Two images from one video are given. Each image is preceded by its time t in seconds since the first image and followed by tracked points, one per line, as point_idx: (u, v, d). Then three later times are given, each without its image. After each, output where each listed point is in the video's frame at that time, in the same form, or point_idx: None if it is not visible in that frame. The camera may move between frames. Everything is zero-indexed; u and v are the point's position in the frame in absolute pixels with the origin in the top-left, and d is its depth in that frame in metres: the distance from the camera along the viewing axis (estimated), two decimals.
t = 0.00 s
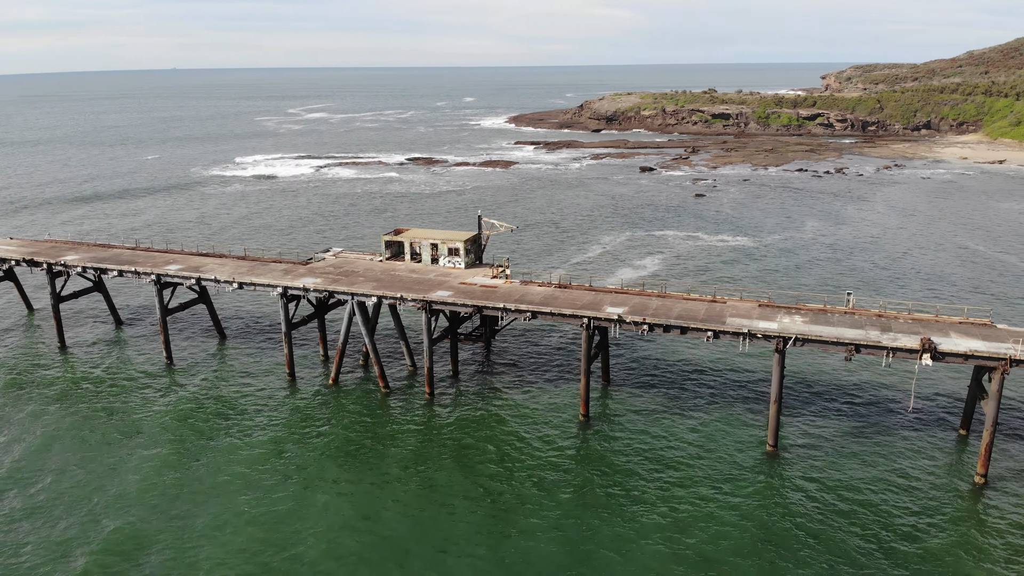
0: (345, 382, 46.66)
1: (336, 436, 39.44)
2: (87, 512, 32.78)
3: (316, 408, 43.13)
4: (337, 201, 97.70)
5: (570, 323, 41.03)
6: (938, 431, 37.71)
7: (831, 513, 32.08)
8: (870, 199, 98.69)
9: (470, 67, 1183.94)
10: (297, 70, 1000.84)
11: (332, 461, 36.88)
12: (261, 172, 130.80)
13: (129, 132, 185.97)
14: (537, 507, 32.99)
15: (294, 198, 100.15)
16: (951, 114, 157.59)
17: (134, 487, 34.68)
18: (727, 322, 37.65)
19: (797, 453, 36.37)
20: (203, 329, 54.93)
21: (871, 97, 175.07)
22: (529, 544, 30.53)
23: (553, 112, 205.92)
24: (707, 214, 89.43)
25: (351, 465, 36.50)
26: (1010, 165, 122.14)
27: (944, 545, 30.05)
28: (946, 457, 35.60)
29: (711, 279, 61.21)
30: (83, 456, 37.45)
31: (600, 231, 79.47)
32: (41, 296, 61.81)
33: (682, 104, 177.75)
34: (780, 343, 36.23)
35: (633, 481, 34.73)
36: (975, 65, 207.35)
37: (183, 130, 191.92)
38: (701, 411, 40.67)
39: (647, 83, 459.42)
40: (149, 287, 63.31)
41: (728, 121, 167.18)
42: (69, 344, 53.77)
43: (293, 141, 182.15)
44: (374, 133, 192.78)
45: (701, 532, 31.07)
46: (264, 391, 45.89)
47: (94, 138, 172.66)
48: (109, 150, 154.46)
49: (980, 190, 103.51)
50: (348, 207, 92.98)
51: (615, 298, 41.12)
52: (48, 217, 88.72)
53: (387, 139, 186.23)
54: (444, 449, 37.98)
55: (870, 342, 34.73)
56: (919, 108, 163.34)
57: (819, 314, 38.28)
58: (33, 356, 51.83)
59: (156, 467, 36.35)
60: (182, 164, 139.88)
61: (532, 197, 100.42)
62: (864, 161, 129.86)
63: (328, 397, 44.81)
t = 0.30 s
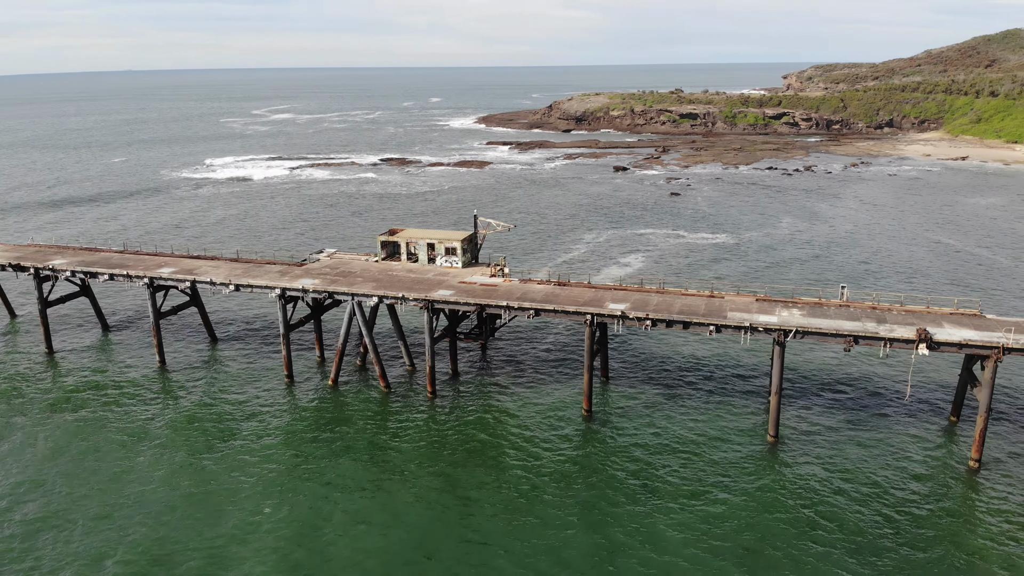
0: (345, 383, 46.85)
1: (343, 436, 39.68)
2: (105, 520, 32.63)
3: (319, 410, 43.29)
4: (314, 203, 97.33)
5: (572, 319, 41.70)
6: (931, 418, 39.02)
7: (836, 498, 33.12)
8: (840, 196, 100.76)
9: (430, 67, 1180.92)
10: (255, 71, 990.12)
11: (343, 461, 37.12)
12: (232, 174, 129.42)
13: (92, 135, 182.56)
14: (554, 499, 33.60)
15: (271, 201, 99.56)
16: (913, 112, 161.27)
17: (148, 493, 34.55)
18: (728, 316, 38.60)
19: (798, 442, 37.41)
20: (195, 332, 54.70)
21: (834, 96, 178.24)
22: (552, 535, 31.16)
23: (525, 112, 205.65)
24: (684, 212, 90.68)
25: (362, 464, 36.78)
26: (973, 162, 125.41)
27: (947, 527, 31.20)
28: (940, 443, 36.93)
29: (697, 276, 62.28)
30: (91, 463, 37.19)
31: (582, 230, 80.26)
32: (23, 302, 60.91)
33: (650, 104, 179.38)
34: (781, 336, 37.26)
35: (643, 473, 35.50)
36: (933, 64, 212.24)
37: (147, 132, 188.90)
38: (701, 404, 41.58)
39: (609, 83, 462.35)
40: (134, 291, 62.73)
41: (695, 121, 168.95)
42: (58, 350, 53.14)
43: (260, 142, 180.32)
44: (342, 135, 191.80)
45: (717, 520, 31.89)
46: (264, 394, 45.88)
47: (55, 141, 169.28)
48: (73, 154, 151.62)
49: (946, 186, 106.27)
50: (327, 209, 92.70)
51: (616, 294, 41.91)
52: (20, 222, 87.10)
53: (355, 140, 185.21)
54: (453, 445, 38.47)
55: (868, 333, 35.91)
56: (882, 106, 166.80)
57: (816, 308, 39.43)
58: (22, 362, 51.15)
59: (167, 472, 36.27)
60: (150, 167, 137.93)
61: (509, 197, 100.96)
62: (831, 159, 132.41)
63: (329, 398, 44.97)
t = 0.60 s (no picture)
0: (343, 384, 47.15)
1: (348, 438, 39.97)
2: (121, 528, 32.52)
3: (321, 412, 43.50)
4: (290, 205, 96.90)
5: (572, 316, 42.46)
6: (919, 404, 40.47)
7: (838, 482, 34.30)
8: (809, 192, 102.86)
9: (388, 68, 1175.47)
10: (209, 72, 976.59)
11: (354, 463, 37.39)
12: (200, 176, 127.99)
13: (49, 138, 178.83)
14: (568, 492, 34.30)
15: (245, 203, 98.87)
16: (873, 110, 165.02)
17: (162, 500, 34.50)
18: (727, 309, 39.64)
19: (796, 431, 38.58)
20: (185, 335, 54.48)
21: (796, 95, 181.37)
22: (573, 526, 31.82)
23: (492, 112, 205.94)
24: (660, 210, 91.93)
25: (374, 465, 37.11)
26: (934, 158, 128.83)
27: (945, 506, 32.49)
28: (930, 428, 38.38)
29: (680, 272, 63.47)
30: (98, 471, 36.98)
31: (562, 228, 81.04)
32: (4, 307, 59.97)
33: (616, 104, 180.93)
34: (778, 328, 38.40)
35: (651, 464, 36.35)
36: (890, 63, 217.24)
37: (107, 135, 185.51)
38: (699, 396, 42.60)
39: (569, 83, 464.63)
40: (118, 295, 62.18)
41: (661, 121, 170.57)
42: (46, 355, 52.54)
43: (224, 144, 178.26)
44: (308, 135, 190.53)
45: (729, 506, 32.84)
46: (262, 397, 45.96)
47: (12, 145, 165.59)
48: (33, 158, 148.56)
49: (909, 182, 109.15)
50: (303, 211, 92.35)
51: (613, 290, 42.75)
52: None
53: (321, 141, 183.96)
54: (460, 442, 38.98)
55: (862, 324, 37.19)
56: (842, 105, 170.20)
57: (809, 300, 40.68)
58: (10, 368, 50.49)
59: (177, 479, 36.22)
60: (115, 169, 135.77)
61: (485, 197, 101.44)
62: (797, 156, 134.86)
63: (329, 400, 45.19)
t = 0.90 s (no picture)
0: (341, 384, 47.58)
1: (357, 439, 40.28)
2: (138, 536, 32.51)
3: (324, 413, 43.76)
4: (267, 207, 96.55)
5: (571, 312, 43.30)
6: (907, 392, 41.98)
7: (839, 467, 35.50)
8: (779, 189, 104.96)
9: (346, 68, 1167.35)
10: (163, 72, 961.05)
11: (366, 462, 37.73)
12: (168, 177, 126.56)
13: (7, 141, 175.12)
14: (583, 483, 35.03)
15: (220, 205, 98.33)
16: (834, 109, 168.55)
17: (177, 505, 34.54)
18: (724, 304, 40.78)
19: (793, 420, 39.84)
20: (176, 339, 54.37)
21: (758, 94, 184.29)
22: (593, 515, 32.54)
23: (458, 112, 208.24)
24: (636, 208, 93.23)
25: (387, 463, 37.50)
26: (895, 155, 132.08)
27: (942, 487, 33.82)
28: (919, 414, 39.83)
29: (663, 270, 64.71)
30: (108, 479, 36.85)
31: (542, 227, 81.91)
32: None
33: (582, 104, 182.27)
34: (775, 321, 39.64)
35: (657, 453, 37.30)
36: (848, 62, 221.81)
37: (66, 137, 182.16)
38: (695, 388, 43.76)
39: (530, 83, 465.99)
40: (103, 298, 61.69)
41: (627, 121, 172.33)
42: (35, 361, 52.13)
43: (188, 145, 176.05)
44: (275, 136, 189.32)
45: (741, 492, 33.81)
46: (263, 399, 46.12)
47: None
48: None
49: (874, 178, 111.89)
50: (281, 213, 92.11)
51: (612, 287, 43.64)
52: None
53: (287, 142, 182.61)
54: (470, 439, 39.52)
55: (856, 315, 38.55)
56: (804, 104, 173.49)
57: (802, 293, 42.00)
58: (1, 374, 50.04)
59: (190, 484, 36.25)
60: (79, 172, 133.63)
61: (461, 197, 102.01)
62: (763, 153, 137.29)
63: (331, 400, 45.49)
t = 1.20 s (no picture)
0: (340, 384, 47.97)
1: (366, 440, 40.65)
2: (157, 545, 32.59)
3: (327, 414, 44.18)
4: (242, 210, 96.05)
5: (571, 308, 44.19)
6: (893, 381, 43.51)
7: (839, 452, 36.75)
8: (750, 186, 106.84)
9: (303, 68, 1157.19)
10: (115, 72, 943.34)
11: (378, 463, 38.21)
12: (136, 178, 124.84)
13: None
14: (594, 475, 35.81)
15: (194, 208, 97.58)
16: (796, 108, 171.85)
17: (194, 514, 34.64)
18: (721, 298, 41.97)
19: (789, 409, 41.12)
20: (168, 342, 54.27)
21: (722, 94, 186.91)
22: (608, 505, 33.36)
23: (425, 112, 212.35)
24: (612, 206, 94.43)
25: (398, 464, 37.96)
26: (858, 153, 135.27)
27: (937, 468, 35.23)
28: (908, 402, 41.30)
29: (646, 267, 65.93)
30: (118, 491, 36.77)
31: (522, 226, 82.70)
32: None
33: (550, 104, 183.41)
34: (771, 314, 40.93)
35: (660, 443, 38.42)
36: (808, 62, 226.22)
37: (24, 140, 178.40)
38: (690, 381, 44.93)
39: (492, 83, 466.79)
40: (88, 302, 61.16)
41: (595, 120, 173.92)
42: (26, 366, 51.70)
43: (151, 146, 173.43)
44: (239, 137, 187.65)
45: (749, 478, 34.86)
46: (264, 402, 46.31)
47: None
48: None
49: (840, 176, 114.49)
50: (258, 215, 91.76)
51: (609, 283, 44.55)
52: None
53: (252, 142, 180.90)
54: (477, 436, 40.16)
55: (849, 307, 39.98)
56: (767, 103, 176.47)
57: (794, 287, 43.38)
58: None
59: (203, 493, 36.31)
60: (43, 174, 131.23)
61: (437, 199, 102.48)
62: (731, 152, 139.58)
63: (333, 401, 45.85)
